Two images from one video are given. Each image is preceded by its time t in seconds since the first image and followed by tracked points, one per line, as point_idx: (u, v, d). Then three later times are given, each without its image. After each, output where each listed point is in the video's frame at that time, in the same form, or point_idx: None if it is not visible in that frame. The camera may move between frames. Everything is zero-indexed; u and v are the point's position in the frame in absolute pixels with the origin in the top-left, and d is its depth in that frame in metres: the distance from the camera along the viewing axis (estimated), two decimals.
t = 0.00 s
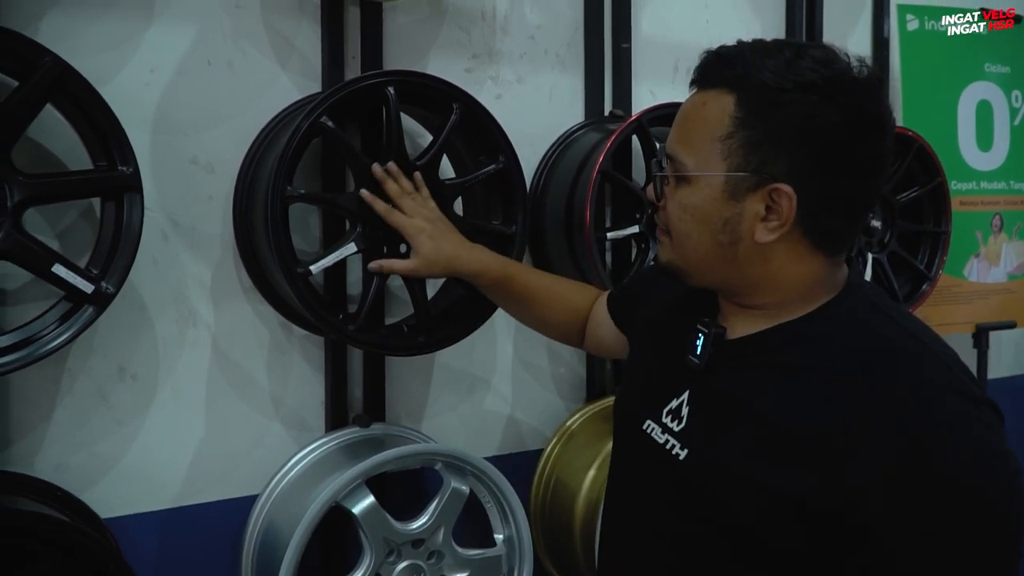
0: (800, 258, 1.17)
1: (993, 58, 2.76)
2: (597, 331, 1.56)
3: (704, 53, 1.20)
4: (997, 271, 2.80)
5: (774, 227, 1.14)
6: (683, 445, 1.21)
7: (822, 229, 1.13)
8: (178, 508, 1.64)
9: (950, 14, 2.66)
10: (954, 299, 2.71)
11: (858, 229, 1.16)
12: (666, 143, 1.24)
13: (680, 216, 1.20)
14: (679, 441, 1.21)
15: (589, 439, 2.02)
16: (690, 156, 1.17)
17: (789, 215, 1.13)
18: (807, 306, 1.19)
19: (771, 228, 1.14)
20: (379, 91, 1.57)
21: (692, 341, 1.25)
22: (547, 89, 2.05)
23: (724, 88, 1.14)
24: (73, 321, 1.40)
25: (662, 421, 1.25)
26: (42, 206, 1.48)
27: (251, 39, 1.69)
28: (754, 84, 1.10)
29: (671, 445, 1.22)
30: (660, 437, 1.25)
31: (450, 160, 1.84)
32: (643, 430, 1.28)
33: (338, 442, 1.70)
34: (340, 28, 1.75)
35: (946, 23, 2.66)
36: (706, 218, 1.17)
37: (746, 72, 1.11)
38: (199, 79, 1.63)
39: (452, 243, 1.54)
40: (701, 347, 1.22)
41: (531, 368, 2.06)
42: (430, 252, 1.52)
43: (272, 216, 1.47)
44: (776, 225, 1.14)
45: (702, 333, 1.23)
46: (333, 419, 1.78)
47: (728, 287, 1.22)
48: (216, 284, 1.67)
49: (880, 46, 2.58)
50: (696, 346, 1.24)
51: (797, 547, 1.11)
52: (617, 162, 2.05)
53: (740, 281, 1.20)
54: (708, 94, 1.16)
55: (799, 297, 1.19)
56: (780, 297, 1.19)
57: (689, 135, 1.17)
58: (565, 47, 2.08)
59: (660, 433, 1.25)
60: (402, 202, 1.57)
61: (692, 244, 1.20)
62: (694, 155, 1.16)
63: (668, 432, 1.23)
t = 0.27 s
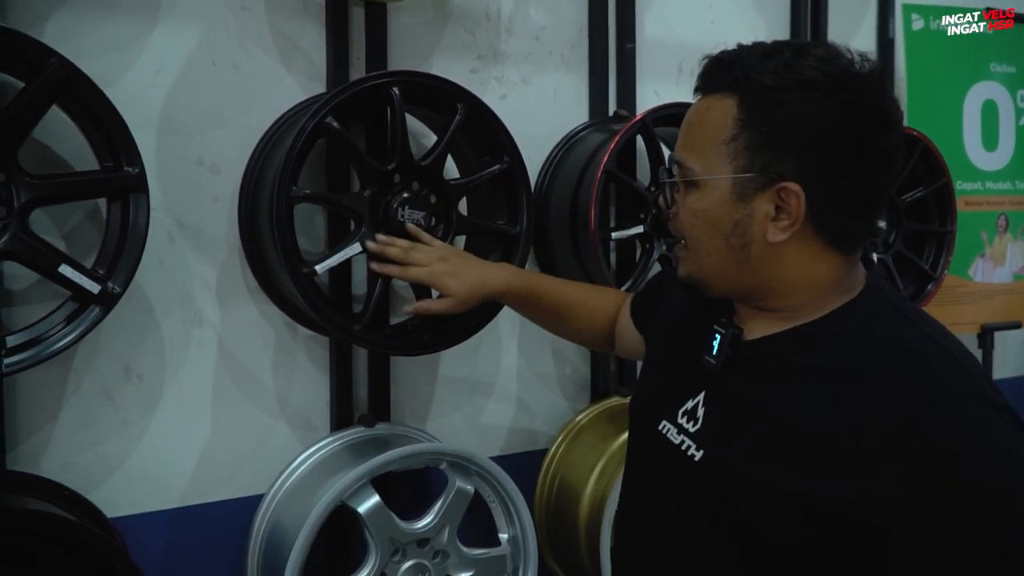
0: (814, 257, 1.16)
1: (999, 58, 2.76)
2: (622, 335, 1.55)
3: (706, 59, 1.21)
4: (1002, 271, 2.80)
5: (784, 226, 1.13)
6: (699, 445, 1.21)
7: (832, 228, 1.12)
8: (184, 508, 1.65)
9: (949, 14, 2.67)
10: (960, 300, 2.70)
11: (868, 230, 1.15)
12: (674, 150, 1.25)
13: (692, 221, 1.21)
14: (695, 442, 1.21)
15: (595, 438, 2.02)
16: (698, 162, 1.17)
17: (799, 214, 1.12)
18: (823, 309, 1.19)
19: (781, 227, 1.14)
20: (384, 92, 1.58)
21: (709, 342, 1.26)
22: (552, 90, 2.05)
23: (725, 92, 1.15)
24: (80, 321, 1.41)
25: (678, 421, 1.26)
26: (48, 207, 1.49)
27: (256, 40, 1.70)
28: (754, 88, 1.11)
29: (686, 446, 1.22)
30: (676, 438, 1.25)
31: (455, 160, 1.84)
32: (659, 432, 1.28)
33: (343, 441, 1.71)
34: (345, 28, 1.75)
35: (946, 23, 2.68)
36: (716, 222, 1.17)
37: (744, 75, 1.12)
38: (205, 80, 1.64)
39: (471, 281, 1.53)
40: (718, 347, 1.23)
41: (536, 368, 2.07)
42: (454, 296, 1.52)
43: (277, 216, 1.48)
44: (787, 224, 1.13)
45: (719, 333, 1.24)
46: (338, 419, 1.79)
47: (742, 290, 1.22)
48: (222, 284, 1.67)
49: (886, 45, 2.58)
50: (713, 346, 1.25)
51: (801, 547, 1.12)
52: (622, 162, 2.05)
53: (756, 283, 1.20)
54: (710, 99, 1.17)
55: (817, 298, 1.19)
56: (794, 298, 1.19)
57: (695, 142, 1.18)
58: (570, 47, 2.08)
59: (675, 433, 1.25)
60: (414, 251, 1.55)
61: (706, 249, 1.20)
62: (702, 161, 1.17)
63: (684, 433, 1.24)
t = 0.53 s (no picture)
0: (831, 249, 1.16)
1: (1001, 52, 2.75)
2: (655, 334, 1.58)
3: (738, 45, 1.20)
4: (1006, 266, 2.79)
5: (804, 216, 1.13)
6: (712, 440, 1.21)
7: (850, 220, 1.12)
8: (187, 507, 1.65)
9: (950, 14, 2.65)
10: (963, 295, 2.70)
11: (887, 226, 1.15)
12: (698, 134, 1.25)
13: (710, 207, 1.21)
14: (709, 437, 1.21)
15: (596, 434, 2.01)
16: (722, 146, 1.17)
17: (820, 204, 1.12)
18: (839, 301, 1.18)
19: (801, 217, 1.14)
20: (385, 88, 1.57)
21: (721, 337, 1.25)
22: (553, 86, 2.05)
23: (754, 78, 1.15)
24: (83, 319, 1.41)
25: (692, 416, 1.26)
26: (50, 206, 1.49)
27: (257, 38, 1.69)
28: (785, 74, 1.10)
29: (700, 441, 1.22)
30: (690, 433, 1.25)
31: (456, 157, 1.84)
32: (672, 427, 1.28)
33: (347, 439, 1.71)
34: (346, 26, 1.75)
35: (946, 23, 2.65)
36: (737, 208, 1.17)
37: (778, 62, 1.12)
38: (207, 78, 1.64)
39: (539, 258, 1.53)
40: (731, 342, 1.22)
41: (539, 365, 2.07)
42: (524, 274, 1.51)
43: (279, 214, 1.47)
44: (806, 214, 1.13)
45: (733, 328, 1.23)
46: (341, 416, 1.78)
47: (755, 280, 1.22)
48: (225, 282, 1.67)
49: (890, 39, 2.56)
50: (728, 341, 1.23)
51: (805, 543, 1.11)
52: (624, 158, 2.04)
53: (769, 273, 1.20)
54: (739, 84, 1.16)
55: (827, 293, 1.19)
56: (809, 290, 1.19)
57: (720, 126, 1.18)
58: (571, 43, 2.07)
59: (689, 428, 1.25)
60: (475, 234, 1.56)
61: (723, 236, 1.20)
62: (726, 145, 1.17)
63: (698, 428, 1.24)
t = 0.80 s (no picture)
0: (847, 238, 1.16)
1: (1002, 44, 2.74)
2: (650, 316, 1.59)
3: (763, 32, 1.20)
4: (1006, 258, 2.78)
5: (822, 204, 1.13)
6: (724, 432, 1.20)
7: (866, 210, 1.13)
8: (188, 505, 1.64)
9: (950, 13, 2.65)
10: (964, 287, 2.69)
11: (900, 216, 1.16)
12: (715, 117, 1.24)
13: (726, 190, 1.20)
14: (721, 428, 1.20)
15: (596, 430, 2.01)
16: (742, 128, 1.16)
17: (839, 191, 1.12)
18: (851, 290, 1.18)
19: (819, 204, 1.13)
20: (382, 84, 1.57)
21: (732, 327, 1.25)
22: (552, 81, 2.04)
23: (779, 62, 1.14)
24: (82, 318, 1.41)
25: (701, 408, 1.25)
26: (48, 204, 1.48)
27: (255, 35, 1.69)
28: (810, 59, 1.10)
29: (711, 433, 1.21)
30: (700, 425, 1.24)
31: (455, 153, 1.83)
32: (682, 419, 1.27)
33: (347, 436, 1.71)
34: (344, 23, 1.74)
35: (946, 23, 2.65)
36: (755, 192, 1.16)
37: (805, 47, 1.12)
38: (204, 76, 1.63)
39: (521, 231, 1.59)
40: (742, 332, 1.22)
41: (540, 360, 2.06)
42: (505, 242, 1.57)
43: (275, 211, 1.47)
44: (825, 202, 1.13)
45: (743, 317, 1.23)
46: (342, 414, 1.78)
47: (765, 268, 1.22)
48: (224, 280, 1.67)
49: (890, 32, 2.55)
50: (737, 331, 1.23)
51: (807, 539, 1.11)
52: (623, 152, 2.04)
53: (783, 261, 1.19)
54: (764, 67, 1.16)
55: (835, 283, 1.19)
56: (821, 280, 1.19)
57: (741, 108, 1.17)
58: (570, 38, 2.07)
59: (700, 420, 1.24)
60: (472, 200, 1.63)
61: (737, 220, 1.19)
62: (746, 127, 1.16)
63: (708, 420, 1.23)
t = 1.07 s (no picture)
0: (848, 230, 1.16)
1: (998, 36, 2.74)
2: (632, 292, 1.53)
3: (764, 23, 1.19)
4: (1004, 250, 2.78)
5: (823, 196, 1.13)
6: (729, 425, 1.19)
7: (868, 204, 1.13)
8: (186, 504, 1.64)
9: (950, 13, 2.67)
10: (962, 279, 2.69)
11: (901, 209, 1.16)
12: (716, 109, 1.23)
13: (727, 182, 1.19)
14: (725, 421, 1.20)
15: (595, 427, 2.01)
16: (744, 120, 1.16)
17: (841, 183, 1.12)
18: (853, 281, 1.18)
19: (820, 196, 1.13)
20: (377, 81, 1.56)
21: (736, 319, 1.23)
22: (547, 77, 2.04)
23: (781, 54, 1.14)
24: (76, 318, 1.40)
25: (705, 402, 1.23)
26: (42, 204, 1.48)
27: (249, 33, 1.68)
28: (813, 51, 1.10)
29: (716, 426, 1.20)
30: (703, 418, 1.23)
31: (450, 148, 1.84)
32: (683, 414, 1.26)
33: (344, 433, 1.70)
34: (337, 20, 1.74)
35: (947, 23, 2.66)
36: (757, 183, 1.16)
37: (807, 40, 1.11)
38: (198, 74, 1.63)
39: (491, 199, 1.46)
40: (746, 324, 1.21)
41: (538, 356, 2.06)
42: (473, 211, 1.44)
43: (270, 208, 1.47)
44: (826, 193, 1.13)
45: (747, 309, 1.21)
46: (339, 411, 1.78)
47: (765, 260, 1.22)
48: (219, 278, 1.66)
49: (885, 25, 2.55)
50: (741, 323, 1.22)
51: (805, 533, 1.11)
52: (619, 147, 2.03)
53: (784, 252, 1.19)
54: (765, 59, 1.15)
55: (836, 274, 1.18)
56: (822, 272, 1.19)
57: (742, 100, 1.17)
58: (565, 33, 2.06)
59: (703, 414, 1.23)
60: (442, 166, 1.50)
61: (738, 213, 1.19)
62: (749, 118, 1.15)
63: (713, 413, 1.22)
